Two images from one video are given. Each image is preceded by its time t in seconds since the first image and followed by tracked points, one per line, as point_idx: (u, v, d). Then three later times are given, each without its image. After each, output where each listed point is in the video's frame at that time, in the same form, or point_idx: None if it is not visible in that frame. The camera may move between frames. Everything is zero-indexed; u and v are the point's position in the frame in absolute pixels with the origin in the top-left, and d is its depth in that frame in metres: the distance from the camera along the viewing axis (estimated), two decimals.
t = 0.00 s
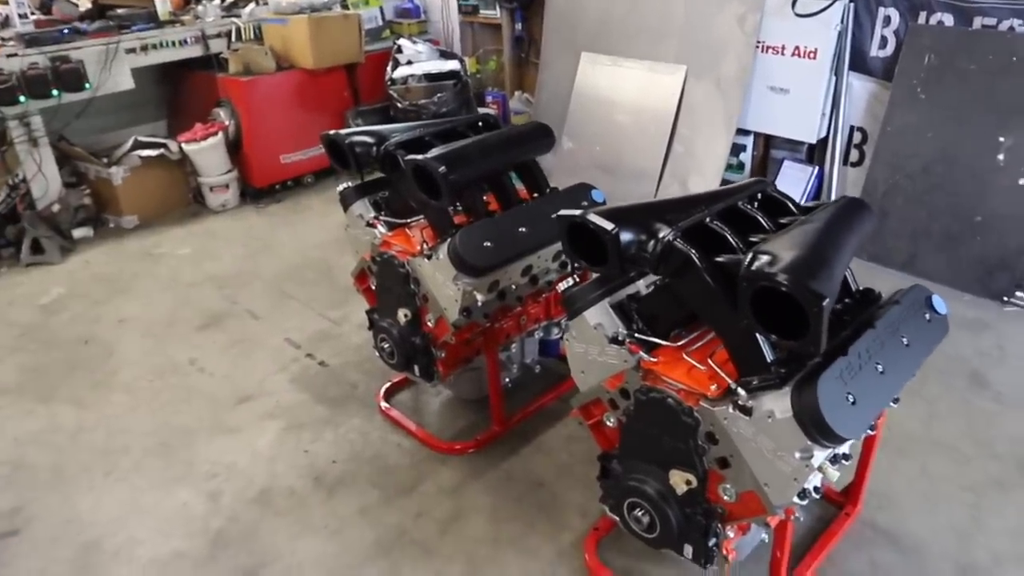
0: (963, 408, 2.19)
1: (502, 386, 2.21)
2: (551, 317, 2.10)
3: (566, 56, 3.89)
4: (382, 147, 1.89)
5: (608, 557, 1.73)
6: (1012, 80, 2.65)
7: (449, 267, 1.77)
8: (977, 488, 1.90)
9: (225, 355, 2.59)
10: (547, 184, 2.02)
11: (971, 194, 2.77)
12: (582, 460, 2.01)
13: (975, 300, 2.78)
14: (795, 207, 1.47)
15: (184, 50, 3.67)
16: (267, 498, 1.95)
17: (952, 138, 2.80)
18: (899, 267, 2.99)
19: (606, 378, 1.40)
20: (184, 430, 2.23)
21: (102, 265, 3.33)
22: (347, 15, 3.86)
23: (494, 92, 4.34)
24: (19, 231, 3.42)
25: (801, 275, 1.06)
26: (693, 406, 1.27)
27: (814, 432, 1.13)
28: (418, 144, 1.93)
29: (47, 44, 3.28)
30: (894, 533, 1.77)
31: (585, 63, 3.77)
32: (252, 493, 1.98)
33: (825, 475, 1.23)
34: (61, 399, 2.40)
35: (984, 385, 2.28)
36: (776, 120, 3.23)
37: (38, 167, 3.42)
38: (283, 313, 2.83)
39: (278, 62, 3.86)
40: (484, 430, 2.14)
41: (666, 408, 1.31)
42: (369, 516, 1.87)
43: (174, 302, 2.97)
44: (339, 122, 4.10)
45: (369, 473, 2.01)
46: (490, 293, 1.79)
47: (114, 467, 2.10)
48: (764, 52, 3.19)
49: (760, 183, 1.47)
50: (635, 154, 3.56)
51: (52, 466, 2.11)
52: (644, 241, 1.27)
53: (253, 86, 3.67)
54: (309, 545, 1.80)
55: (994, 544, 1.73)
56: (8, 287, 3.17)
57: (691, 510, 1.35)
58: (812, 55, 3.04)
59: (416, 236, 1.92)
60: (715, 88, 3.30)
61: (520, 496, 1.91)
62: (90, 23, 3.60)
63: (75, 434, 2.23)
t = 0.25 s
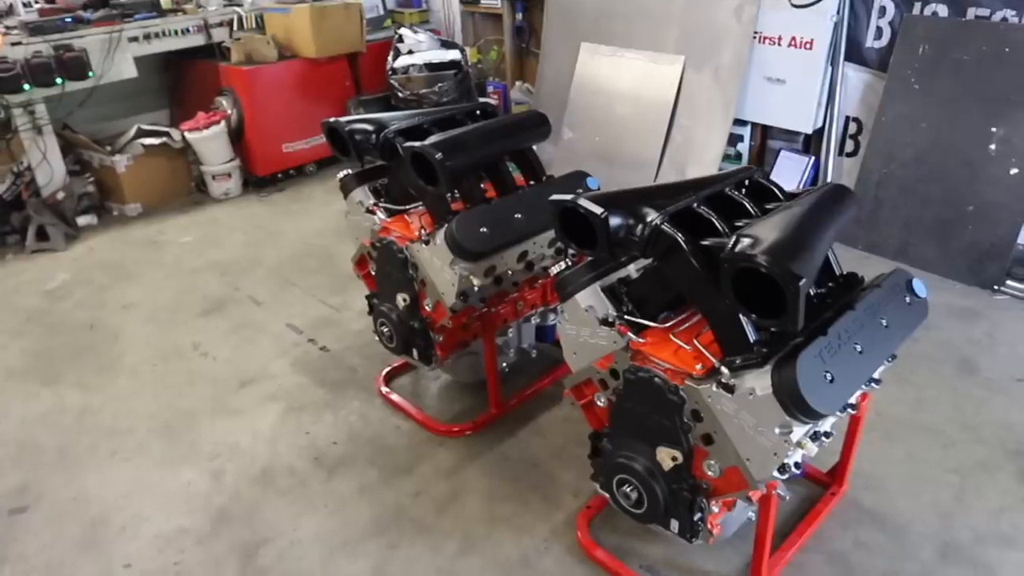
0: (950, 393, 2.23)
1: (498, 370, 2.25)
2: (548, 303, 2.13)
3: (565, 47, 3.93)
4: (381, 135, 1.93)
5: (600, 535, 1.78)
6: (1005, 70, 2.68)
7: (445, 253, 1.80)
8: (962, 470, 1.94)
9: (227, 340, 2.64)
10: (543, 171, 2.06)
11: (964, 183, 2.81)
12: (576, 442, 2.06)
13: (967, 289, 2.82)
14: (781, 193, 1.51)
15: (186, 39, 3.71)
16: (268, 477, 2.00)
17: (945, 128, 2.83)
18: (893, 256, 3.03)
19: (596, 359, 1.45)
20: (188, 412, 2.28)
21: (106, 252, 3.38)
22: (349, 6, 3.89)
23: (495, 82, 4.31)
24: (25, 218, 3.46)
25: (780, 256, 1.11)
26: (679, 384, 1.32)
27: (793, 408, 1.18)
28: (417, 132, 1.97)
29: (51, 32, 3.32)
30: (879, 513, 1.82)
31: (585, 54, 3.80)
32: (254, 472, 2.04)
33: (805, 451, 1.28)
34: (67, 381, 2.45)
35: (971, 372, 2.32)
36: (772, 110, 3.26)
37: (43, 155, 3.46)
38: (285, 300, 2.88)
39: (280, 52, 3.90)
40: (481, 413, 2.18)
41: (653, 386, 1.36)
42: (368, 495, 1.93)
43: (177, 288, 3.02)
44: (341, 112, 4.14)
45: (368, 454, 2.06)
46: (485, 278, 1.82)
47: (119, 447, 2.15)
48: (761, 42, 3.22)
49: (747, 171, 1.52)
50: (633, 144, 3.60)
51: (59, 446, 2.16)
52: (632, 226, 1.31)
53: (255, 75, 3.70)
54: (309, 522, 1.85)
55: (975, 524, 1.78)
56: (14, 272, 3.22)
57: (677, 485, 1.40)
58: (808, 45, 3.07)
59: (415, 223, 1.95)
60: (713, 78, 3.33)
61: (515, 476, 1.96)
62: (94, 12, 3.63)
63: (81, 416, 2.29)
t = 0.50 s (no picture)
0: (945, 383, 2.27)
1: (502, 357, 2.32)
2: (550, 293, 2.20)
3: (574, 45, 3.99)
4: (388, 128, 2.01)
5: (596, 514, 1.84)
6: (1005, 66, 2.71)
7: (449, 241, 1.87)
8: (952, 456, 1.99)
9: (241, 329, 2.72)
10: (545, 164, 2.13)
11: (964, 178, 2.84)
12: (576, 426, 2.13)
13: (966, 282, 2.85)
14: (770, 182, 1.57)
15: (203, 39, 3.80)
16: (279, 458, 2.08)
17: (946, 123, 2.87)
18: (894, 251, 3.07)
19: (590, 340, 1.51)
20: (203, 397, 2.36)
21: (125, 245, 3.48)
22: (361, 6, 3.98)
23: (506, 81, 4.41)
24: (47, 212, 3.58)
25: (759, 238, 1.17)
26: (667, 362, 1.38)
27: (774, 383, 1.24)
28: (422, 125, 2.04)
29: (73, 32, 3.43)
30: (869, 496, 1.87)
31: (593, 52, 3.87)
32: (266, 453, 2.11)
33: (787, 426, 1.33)
34: (88, 367, 2.54)
35: (967, 361, 2.36)
36: (776, 107, 3.31)
37: (65, 151, 3.57)
38: (297, 291, 2.96)
39: (295, 51, 3.99)
40: (485, 399, 2.25)
41: (643, 365, 1.42)
42: (374, 474, 2.00)
43: (193, 279, 3.11)
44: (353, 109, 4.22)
45: (375, 437, 2.14)
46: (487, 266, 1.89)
47: (137, 429, 2.24)
48: (765, 40, 3.27)
49: (737, 161, 1.58)
50: (639, 141, 3.66)
51: (79, 427, 2.25)
52: (623, 211, 1.37)
53: (270, 74, 3.80)
54: (317, 499, 1.93)
55: (962, 506, 1.83)
56: (37, 264, 3.32)
57: (667, 461, 1.47)
58: (811, 43, 3.11)
59: (420, 213, 2.03)
60: (718, 75, 3.38)
61: (516, 458, 2.03)
62: (114, 12, 3.73)
63: (101, 399, 2.38)
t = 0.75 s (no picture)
0: (938, 374, 2.32)
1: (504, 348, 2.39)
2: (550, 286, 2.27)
3: (579, 49, 4.06)
4: (393, 126, 2.08)
5: (592, 496, 1.90)
6: (1000, 66, 2.76)
7: (451, 233, 1.94)
8: (942, 443, 2.03)
9: (253, 322, 2.81)
10: (545, 160, 2.20)
11: (961, 176, 2.89)
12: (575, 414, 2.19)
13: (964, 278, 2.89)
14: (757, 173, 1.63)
15: (218, 44, 3.91)
16: (288, 442, 2.16)
17: (943, 122, 2.92)
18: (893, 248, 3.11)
19: (583, 325, 1.58)
20: (216, 385, 2.45)
21: (142, 243, 3.59)
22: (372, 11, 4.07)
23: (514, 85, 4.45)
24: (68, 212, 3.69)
25: (738, 221, 1.23)
26: (655, 344, 1.45)
27: (754, 361, 1.30)
28: (426, 123, 2.12)
29: (93, 38, 3.55)
30: (858, 480, 1.92)
31: (598, 55, 3.94)
32: (275, 438, 2.19)
33: (770, 405, 1.39)
34: (105, 358, 2.63)
35: (961, 354, 2.41)
36: (777, 108, 3.36)
37: (85, 153, 3.67)
38: (307, 286, 3.04)
39: (307, 56, 4.09)
40: (487, 388, 2.32)
41: (633, 346, 1.48)
42: (379, 458, 2.07)
43: (207, 275, 3.20)
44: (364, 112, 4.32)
45: (380, 423, 2.21)
46: (488, 257, 1.96)
47: (152, 415, 2.32)
48: (766, 42, 3.33)
49: (726, 153, 1.64)
50: (643, 142, 3.72)
51: (97, 414, 2.34)
52: (613, 200, 1.44)
53: (283, 78, 3.90)
54: (324, 481, 2.00)
55: (949, 490, 1.87)
56: (57, 262, 3.43)
57: (656, 440, 1.53)
58: (811, 44, 3.17)
59: (424, 207, 2.11)
60: (720, 77, 3.44)
61: (516, 443, 2.09)
62: (133, 18, 3.85)
63: (118, 388, 2.47)
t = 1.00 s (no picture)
0: (923, 358, 2.38)
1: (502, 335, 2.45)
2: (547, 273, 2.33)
3: (575, 41, 4.11)
4: (392, 117, 2.14)
5: (588, 475, 1.97)
6: (986, 56, 2.82)
7: (449, 221, 2.00)
8: (926, 423, 2.10)
9: (255, 312, 2.86)
10: (541, 150, 2.25)
11: (948, 164, 2.94)
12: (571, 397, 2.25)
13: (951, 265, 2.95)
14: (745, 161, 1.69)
15: (217, 37, 3.96)
16: (292, 427, 2.22)
17: (931, 112, 2.98)
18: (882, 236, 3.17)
19: (578, 309, 1.64)
20: (220, 373, 2.51)
21: (144, 236, 3.64)
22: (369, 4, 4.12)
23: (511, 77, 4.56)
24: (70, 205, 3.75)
25: (723, 207, 1.29)
26: (646, 326, 1.51)
27: (740, 340, 1.36)
28: (425, 114, 2.17)
29: (94, 32, 3.59)
30: (844, 459, 1.99)
31: (593, 47, 3.99)
32: (279, 423, 2.25)
33: (755, 382, 1.46)
34: (111, 348, 2.69)
35: (946, 338, 2.47)
36: (769, 99, 3.42)
37: (86, 146, 3.72)
38: (308, 277, 3.10)
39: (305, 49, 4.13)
40: (486, 373, 2.38)
41: (625, 328, 1.55)
42: (381, 442, 2.14)
43: (209, 267, 3.26)
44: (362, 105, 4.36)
45: (382, 408, 2.27)
46: (485, 245, 2.02)
47: (159, 403, 2.38)
48: (758, 34, 3.38)
49: (715, 142, 1.70)
50: (638, 133, 3.78)
51: (105, 402, 2.40)
52: (604, 187, 1.50)
53: (282, 71, 3.94)
54: (328, 464, 2.07)
55: (932, 468, 1.94)
56: (61, 254, 3.48)
57: (648, 418, 1.59)
58: (801, 36, 3.22)
59: (423, 197, 2.17)
60: (713, 68, 3.49)
61: (514, 426, 2.16)
62: (132, 12, 3.89)
63: (124, 376, 2.52)
